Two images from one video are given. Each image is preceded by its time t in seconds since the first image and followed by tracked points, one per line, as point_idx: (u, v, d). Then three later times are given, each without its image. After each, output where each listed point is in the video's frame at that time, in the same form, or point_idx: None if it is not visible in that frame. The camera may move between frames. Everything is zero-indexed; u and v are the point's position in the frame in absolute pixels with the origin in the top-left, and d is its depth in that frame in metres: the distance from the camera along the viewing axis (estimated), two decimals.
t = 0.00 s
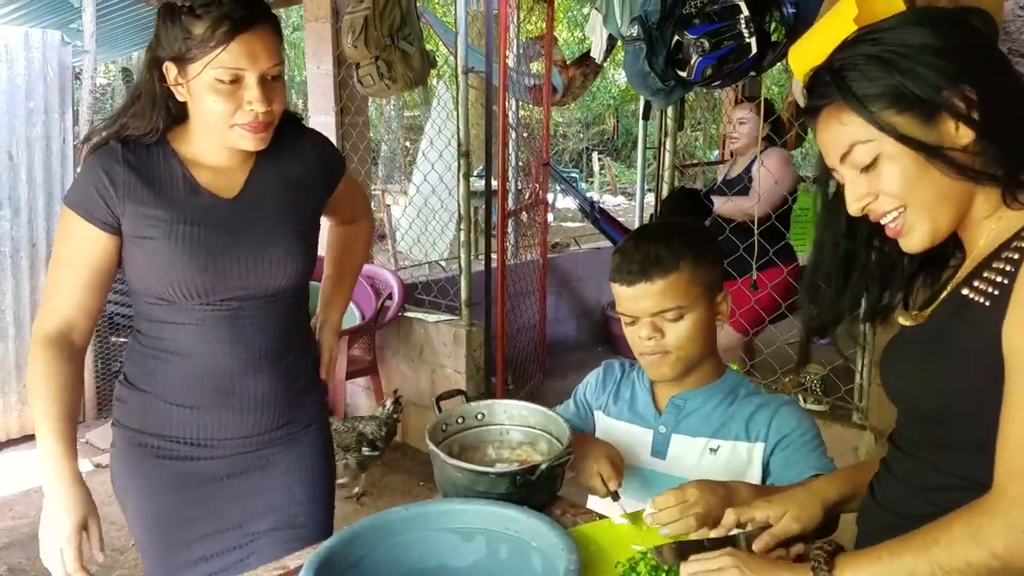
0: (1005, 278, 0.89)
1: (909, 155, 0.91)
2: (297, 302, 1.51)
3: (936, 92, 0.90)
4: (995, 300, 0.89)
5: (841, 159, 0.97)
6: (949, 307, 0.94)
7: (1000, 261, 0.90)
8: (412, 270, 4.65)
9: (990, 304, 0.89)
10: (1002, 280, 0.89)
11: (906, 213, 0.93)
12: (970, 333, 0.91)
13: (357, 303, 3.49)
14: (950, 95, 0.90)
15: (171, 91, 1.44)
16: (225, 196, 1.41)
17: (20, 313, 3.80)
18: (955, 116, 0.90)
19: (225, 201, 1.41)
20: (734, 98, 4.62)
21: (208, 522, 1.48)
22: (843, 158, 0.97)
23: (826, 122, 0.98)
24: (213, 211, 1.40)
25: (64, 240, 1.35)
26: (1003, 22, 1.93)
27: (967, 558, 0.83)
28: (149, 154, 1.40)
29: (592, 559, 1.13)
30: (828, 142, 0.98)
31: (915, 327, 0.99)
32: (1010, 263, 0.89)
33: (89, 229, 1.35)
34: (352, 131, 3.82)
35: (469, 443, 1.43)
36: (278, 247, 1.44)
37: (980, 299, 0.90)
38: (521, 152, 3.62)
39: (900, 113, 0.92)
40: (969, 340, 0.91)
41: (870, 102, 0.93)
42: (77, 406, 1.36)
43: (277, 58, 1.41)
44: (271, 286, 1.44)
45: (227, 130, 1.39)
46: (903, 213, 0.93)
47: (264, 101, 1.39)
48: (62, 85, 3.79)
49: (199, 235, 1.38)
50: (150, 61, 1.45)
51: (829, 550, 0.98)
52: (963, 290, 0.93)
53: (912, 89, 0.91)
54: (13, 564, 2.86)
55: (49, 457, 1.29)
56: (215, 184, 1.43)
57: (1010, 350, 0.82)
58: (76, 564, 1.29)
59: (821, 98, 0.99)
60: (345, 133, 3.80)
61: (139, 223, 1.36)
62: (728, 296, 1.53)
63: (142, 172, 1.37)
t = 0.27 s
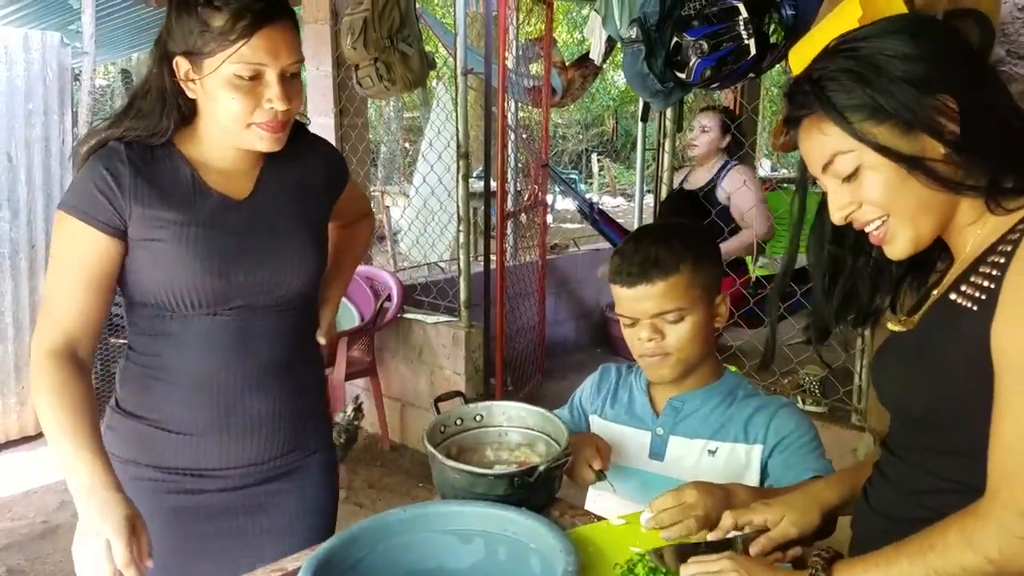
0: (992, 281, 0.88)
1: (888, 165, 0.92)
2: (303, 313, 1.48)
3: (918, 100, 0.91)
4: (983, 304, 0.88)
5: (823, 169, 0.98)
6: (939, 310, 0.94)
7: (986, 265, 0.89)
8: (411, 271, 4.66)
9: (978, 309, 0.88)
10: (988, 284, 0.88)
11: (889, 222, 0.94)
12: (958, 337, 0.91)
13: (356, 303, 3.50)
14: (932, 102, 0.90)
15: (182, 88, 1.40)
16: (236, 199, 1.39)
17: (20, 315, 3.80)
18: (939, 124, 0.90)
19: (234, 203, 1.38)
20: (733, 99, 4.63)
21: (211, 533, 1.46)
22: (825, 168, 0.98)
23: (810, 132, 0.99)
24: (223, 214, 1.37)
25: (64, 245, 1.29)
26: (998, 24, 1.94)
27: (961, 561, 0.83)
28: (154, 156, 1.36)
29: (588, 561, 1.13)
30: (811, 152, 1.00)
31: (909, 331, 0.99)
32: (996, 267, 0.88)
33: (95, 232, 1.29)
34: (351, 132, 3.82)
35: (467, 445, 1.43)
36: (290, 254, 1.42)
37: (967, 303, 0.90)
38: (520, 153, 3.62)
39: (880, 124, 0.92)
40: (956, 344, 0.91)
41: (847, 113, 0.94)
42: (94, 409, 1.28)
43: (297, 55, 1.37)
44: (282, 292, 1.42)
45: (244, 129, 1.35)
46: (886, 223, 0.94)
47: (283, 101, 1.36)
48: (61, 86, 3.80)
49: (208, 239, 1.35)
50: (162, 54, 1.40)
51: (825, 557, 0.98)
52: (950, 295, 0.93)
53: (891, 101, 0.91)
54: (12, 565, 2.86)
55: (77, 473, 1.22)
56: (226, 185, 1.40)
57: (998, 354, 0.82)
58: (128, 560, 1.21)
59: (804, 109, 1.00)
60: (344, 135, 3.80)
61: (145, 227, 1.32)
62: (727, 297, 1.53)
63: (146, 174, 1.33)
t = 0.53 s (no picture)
0: (985, 281, 0.88)
1: (883, 165, 0.92)
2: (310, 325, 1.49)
3: (911, 100, 0.91)
4: (977, 303, 0.88)
5: (819, 168, 0.98)
6: (934, 310, 0.94)
7: (980, 263, 0.89)
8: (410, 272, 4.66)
9: (972, 308, 0.89)
10: (982, 283, 0.88)
11: (884, 222, 0.94)
12: (951, 337, 0.91)
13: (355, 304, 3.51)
14: (924, 103, 0.90)
15: (191, 89, 1.36)
16: (248, 208, 1.37)
17: (18, 316, 3.80)
18: (933, 125, 0.90)
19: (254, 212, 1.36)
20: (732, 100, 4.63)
21: (228, 553, 1.44)
22: (820, 168, 0.98)
23: (805, 132, 0.99)
24: (240, 225, 1.35)
25: (59, 253, 1.20)
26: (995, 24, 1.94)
27: (956, 559, 0.83)
28: (160, 166, 1.31)
29: (585, 562, 1.12)
30: (807, 151, 0.99)
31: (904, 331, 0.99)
32: (990, 265, 0.88)
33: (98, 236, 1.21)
34: (350, 133, 3.82)
35: (464, 445, 1.43)
36: (303, 263, 1.43)
37: (961, 302, 0.90)
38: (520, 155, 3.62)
39: (874, 125, 0.92)
40: (949, 344, 0.91)
41: (840, 113, 0.94)
42: (89, 420, 1.16)
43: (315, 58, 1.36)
44: (296, 302, 1.42)
45: (262, 134, 1.33)
46: (879, 222, 0.94)
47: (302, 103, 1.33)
48: (60, 86, 3.80)
49: (232, 252, 1.33)
50: (172, 49, 1.36)
51: (822, 557, 0.98)
52: (945, 294, 0.93)
53: (883, 102, 0.91)
54: (10, 566, 2.86)
55: (65, 497, 1.09)
56: (232, 192, 1.38)
57: (993, 353, 0.82)
58: None
59: (799, 108, 1.00)
60: (342, 136, 3.79)
61: (161, 240, 1.27)
62: (721, 298, 1.53)
63: (158, 185, 1.29)
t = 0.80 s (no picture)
0: (983, 280, 0.88)
1: (883, 165, 0.92)
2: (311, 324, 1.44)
3: (913, 102, 0.91)
4: (975, 303, 0.88)
5: (821, 168, 0.98)
6: (932, 311, 0.94)
7: (979, 262, 0.89)
8: (410, 274, 4.67)
9: (970, 307, 0.89)
10: (980, 283, 0.88)
11: (885, 221, 0.94)
12: (950, 337, 0.91)
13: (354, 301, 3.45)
14: (925, 105, 0.91)
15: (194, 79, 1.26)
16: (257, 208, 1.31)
17: (18, 318, 3.80)
18: (934, 126, 0.90)
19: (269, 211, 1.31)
20: (731, 102, 4.64)
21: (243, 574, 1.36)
22: (822, 167, 0.98)
23: (810, 131, 1.00)
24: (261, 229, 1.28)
25: (58, 262, 1.06)
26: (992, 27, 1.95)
27: (955, 557, 0.84)
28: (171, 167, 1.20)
29: (585, 564, 1.13)
30: (811, 150, 1.00)
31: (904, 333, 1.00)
32: (987, 265, 0.88)
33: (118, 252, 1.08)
34: (349, 135, 3.83)
35: (464, 447, 1.43)
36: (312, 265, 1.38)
37: (960, 302, 0.90)
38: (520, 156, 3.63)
39: (876, 124, 0.93)
40: (948, 343, 0.91)
41: (843, 113, 0.95)
42: (84, 441, 1.07)
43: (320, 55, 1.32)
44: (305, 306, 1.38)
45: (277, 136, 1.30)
46: (879, 220, 0.94)
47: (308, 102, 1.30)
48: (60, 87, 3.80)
49: (263, 255, 1.26)
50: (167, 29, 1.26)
51: (820, 558, 0.98)
52: (943, 294, 0.93)
53: (884, 104, 0.92)
54: (9, 567, 2.86)
55: (52, 519, 1.02)
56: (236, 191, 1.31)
57: (990, 352, 0.82)
58: None
59: (803, 108, 1.01)
60: (342, 137, 3.80)
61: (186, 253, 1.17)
62: (716, 298, 1.54)
63: (180, 190, 1.18)
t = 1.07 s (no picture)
0: (981, 279, 0.88)
1: (885, 167, 0.92)
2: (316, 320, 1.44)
3: (914, 106, 0.91)
4: (972, 302, 0.88)
5: (826, 169, 0.99)
6: (932, 310, 0.94)
7: (977, 262, 0.89)
8: (410, 275, 4.67)
9: (968, 306, 0.89)
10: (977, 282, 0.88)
11: (887, 223, 0.94)
12: (949, 337, 0.91)
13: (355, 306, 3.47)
14: (927, 108, 0.91)
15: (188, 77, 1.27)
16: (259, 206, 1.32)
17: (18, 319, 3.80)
18: (935, 129, 0.90)
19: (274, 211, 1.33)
20: (731, 103, 4.64)
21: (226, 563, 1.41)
22: (828, 168, 0.98)
23: (814, 134, 1.00)
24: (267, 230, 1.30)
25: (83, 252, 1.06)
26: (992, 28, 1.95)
27: (954, 555, 0.83)
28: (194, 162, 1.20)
29: (585, 565, 1.13)
30: (816, 151, 1.00)
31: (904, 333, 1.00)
32: (985, 265, 0.88)
33: (152, 248, 1.11)
34: (349, 136, 3.83)
35: (464, 448, 1.43)
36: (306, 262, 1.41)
37: (959, 301, 0.90)
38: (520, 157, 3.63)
39: (878, 125, 0.93)
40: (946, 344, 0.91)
41: (847, 116, 0.95)
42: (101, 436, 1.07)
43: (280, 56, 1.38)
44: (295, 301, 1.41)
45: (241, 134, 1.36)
46: (881, 222, 0.94)
47: (259, 84, 1.34)
48: (60, 88, 3.80)
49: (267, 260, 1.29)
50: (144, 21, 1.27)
51: (819, 558, 0.98)
52: (942, 294, 0.93)
53: (886, 108, 0.92)
54: (9, 569, 2.86)
55: (58, 512, 1.02)
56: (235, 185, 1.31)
57: (987, 350, 0.82)
58: None
59: (808, 111, 1.01)
60: (342, 139, 3.81)
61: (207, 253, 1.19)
62: (709, 298, 1.54)
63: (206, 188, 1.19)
